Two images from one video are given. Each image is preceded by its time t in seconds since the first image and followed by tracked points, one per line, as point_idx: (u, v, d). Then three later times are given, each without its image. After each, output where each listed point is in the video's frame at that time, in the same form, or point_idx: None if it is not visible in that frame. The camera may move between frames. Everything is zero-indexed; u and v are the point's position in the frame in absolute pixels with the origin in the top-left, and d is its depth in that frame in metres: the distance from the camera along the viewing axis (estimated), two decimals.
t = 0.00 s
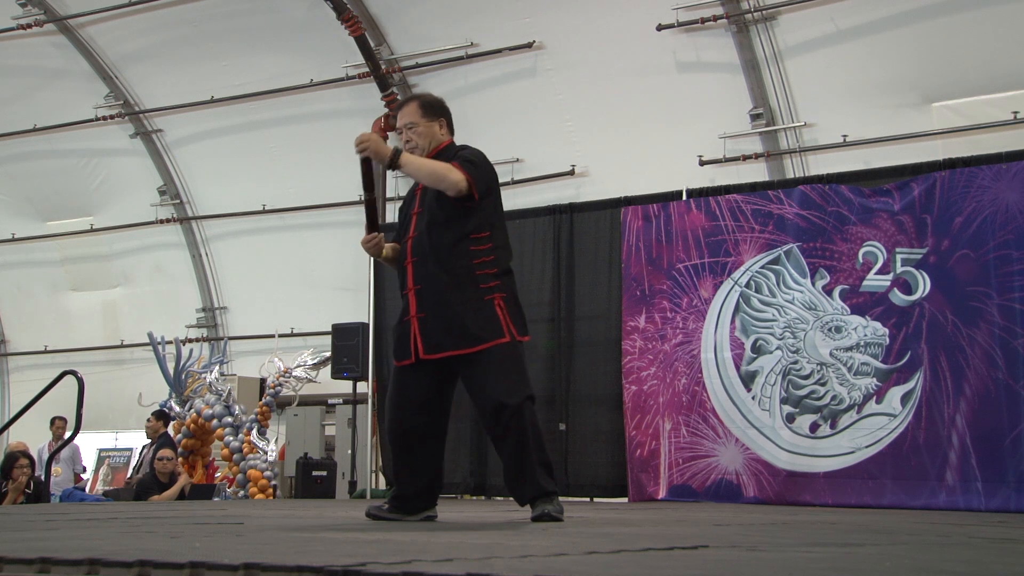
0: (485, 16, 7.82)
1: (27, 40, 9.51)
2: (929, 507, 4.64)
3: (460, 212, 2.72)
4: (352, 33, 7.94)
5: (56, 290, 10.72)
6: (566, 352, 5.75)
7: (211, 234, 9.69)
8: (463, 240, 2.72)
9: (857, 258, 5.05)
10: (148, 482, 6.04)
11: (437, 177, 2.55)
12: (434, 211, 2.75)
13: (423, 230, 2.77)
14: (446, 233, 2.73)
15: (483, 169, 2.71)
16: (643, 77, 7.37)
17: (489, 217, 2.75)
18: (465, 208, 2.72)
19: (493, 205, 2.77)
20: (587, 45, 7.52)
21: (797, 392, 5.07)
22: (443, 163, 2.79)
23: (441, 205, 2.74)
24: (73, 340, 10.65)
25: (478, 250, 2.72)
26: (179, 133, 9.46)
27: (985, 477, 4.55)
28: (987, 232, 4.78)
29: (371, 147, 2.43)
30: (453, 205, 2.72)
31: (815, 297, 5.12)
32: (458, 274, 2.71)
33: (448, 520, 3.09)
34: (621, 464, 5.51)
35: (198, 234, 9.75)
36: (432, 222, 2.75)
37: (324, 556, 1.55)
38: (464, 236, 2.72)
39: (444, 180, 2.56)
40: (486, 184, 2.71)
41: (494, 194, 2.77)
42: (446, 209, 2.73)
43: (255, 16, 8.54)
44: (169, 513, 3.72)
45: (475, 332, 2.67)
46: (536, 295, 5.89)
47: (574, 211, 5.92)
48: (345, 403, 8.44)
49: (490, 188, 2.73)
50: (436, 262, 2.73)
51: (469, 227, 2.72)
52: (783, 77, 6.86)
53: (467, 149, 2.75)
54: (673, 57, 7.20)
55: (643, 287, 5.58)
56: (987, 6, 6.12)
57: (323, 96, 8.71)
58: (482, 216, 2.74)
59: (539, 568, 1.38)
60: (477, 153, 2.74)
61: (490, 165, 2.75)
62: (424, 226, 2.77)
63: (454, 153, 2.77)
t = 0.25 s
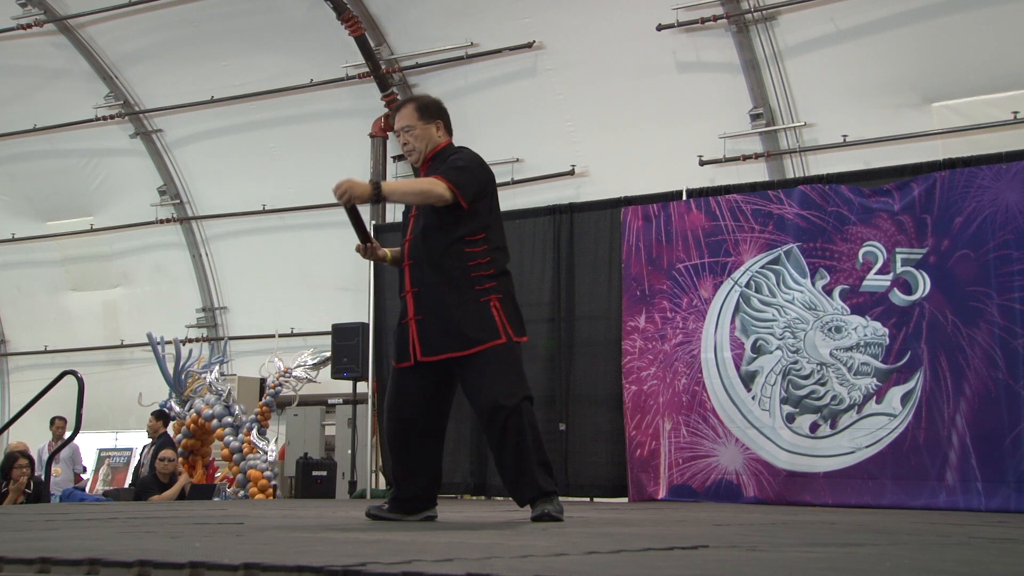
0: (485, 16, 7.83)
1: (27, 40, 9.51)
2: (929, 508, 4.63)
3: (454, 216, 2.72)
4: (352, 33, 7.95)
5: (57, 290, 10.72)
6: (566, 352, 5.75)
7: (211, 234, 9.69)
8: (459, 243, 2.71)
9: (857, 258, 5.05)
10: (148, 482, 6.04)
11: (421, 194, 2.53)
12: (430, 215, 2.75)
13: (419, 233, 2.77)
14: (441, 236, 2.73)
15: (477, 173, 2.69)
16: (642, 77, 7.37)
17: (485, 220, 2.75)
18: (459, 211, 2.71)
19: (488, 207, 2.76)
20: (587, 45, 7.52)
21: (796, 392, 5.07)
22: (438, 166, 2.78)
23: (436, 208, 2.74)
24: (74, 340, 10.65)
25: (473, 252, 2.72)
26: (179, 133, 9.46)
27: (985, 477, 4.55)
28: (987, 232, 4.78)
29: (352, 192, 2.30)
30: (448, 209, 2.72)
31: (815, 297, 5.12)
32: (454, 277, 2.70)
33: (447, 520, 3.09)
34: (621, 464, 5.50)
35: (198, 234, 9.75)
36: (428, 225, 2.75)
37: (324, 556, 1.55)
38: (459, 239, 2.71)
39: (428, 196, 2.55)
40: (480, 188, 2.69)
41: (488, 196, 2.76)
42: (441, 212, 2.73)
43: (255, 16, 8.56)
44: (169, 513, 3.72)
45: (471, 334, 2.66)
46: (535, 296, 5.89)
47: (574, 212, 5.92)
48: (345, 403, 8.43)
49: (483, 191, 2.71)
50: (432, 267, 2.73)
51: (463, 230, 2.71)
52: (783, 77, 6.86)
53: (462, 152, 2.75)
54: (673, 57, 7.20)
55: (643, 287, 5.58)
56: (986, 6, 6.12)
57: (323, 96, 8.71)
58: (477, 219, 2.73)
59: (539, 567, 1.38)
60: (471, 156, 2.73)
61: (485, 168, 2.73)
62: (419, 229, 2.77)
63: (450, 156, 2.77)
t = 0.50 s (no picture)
0: (485, 16, 7.83)
1: (27, 40, 9.51)
2: (929, 508, 4.63)
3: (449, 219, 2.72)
4: (352, 33, 7.94)
5: (56, 290, 10.72)
6: (566, 352, 5.75)
7: (211, 234, 9.69)
8: (455, 246, 2.71)
9: (857, 258, 5.05)
10: (148, 482, 6.04)
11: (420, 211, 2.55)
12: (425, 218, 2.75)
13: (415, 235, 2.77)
14: (437, 239, 2.73)
15: (472, 177, 2.70)
16: (642, 77, 7.37)
17: (481, 223, 2.75)
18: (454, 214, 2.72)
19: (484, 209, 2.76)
20: (587, 45, 7.52)
21: (796, 392, 5.07)
22: (434, 168, 2.78)
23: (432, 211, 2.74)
24: (74, 340, 10.65)
25: (469, 254, 2.72)
26: (179, 133, 9.46)
27: (985, 477, 4.55)
28: (987, 232, 4.78)
29: (350, 237, 2.40)
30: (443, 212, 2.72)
31: (815, 297, 5.12)
32: (450, 279, 2.71)
33: (447, 520, 3.09)
34: (620, 464, 5.50)
35: (198, 234, 9.75)
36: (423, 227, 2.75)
37: (324, 556, 1.55)
38: (455, 242, 2.72)
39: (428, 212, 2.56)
40: (476, 190, 2.70)
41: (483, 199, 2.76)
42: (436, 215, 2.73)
43: (255, 16, 8.56)
44: (168, 513, 3.71)
45: (468, 336, 2.66)
46: (535, 296, 5.89)
47: (574, 212, 5.92)
48: (345, 402, 8.43)
49: (478, 194, 2.72)
50: (428, 269, 2.73)
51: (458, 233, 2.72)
52: (784, 77, 6.86)
53: (458, 154, 2.75)
54: (673, 57, 7.20)
55: (643, 287, 5.58)
56: (986, 6, 6.12)
57: (323, 96, 8.71)
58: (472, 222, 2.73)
59: (538, 568, 1.38)
60: (467, 158, 2.73)
61: (481, 171, 2.73)
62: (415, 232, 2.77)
63: (446, 158, 2.77)
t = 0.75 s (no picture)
0: (486, 16, 7.83)
1: (27, 40, 9.51)
2: (929, 507, 4.63)
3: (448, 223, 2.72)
4: (352, 33, 7.94)
5: (56, 290, 10.72)
6: (566, 352, 5.75)
7: (211, 233, 9.69)
8: (453, 249, 2.71)
9: (857, 258, 5.05)
10: (147, 482, 6.04)
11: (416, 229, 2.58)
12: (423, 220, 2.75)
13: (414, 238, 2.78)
14: (435, 242, 2.73)
15: (471, 182, 2.70)
16: (642, 76, 7.37)
17: (479, 227, 2.75)
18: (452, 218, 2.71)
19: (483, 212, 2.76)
20: (587, 45, 7.53)
21: (797, 392, 5.07)
22: (433, 170, 2.78)
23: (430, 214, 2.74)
24: (74, 340, 10.65)
25: (466, 257, 2.72)
26: (179, 133, 9.46)
27: (985, 477, 4.55)
28: (987, 232, 4.78)
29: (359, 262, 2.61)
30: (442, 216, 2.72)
31: (816, 297, 5.12)
32: (449, 282, 2.71)
33: (447, 521, 3.09)
34: (621, 464, 5.50)
35: (198, 234, 9.75)
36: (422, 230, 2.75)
37: (324, 557, 1.55)
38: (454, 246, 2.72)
39: (425, 229, 2.58)
40: (474, 195, 2.70)
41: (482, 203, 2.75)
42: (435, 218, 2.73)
43: (254, 16, 8.56)
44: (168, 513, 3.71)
45: (467, 338, 2.67)
46: (535, 296, 5.89)
47: (574, 212, 5.92)
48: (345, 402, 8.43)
49: (477, 199, 2.71)
50: (428, 272, 2.73)
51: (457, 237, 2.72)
52: (784, 77, 6.86)
53: (457, 158, 2.74)
54: (673, 57, 7.20)
55: (643, 287, 5.58)
56: (986, 6, 6.13)
57: (323, 96, 8.71)
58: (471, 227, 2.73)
59: (538, 568, 1.38)
60: (466, 162, 2.73)
61: (479, 176, 2.73)
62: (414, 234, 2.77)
63: (445, 160, 2.77)
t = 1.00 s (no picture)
0: (486, 16, 7.83)
1: (27, 40, 9.52)
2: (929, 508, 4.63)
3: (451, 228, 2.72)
4: (351, 33, 7.93)
5: (56, 290, 10.72)
6: (566, 352, 5.75)
7: (211, 233, 9.69)
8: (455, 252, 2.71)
9: (857, 258, 5.05)
10: (148, 482, 6.04)
11: (421, 253, 2.63)
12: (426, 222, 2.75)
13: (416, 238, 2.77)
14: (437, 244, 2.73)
15: (473, 189, 2.70)
16: (642, 76, 7.37)
17: (481, 231, 2.74)
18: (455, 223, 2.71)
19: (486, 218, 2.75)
20: (587, 45, 7.53)
21: (797, 392, 5.07)
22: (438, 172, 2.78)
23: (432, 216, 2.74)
24: (73, 340, 10.65)
25: (468, 261, 2.72)
26: (179, 133, 9.46)
27: (985, 477, 4.55)
28: (987, 232, 4.78)
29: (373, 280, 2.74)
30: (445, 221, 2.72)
31: (815, 297, 5.12)
32: (450, 284, 2.71)
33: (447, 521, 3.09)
34: (621, 464, 5.50)
35: (198, 234, 9.74)
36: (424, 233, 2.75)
37: (324, 557, 1.55)
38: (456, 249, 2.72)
39: (429, 253, 2.63)
40: (476, 202, 2.70)
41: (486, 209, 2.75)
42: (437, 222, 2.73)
43: (255, 16, 8.57)
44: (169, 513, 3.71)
45: (467, 339, 2.67)
46: (535, 296, 5.89)
47: (574, 212, 5.92)
48: (345, 402, 8.43)
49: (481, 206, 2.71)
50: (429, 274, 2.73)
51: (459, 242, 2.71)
52: (783, 77, 6.86)
53: (463, 163, 2.74)
54: (673, 57, 7.20)
55: (643, 287, 5.58)
56: (986, 6, 6.13)
57: (323, 96, 8.71)
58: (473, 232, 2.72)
59: (538, 567, 1.38)
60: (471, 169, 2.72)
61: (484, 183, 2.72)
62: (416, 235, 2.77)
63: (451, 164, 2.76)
